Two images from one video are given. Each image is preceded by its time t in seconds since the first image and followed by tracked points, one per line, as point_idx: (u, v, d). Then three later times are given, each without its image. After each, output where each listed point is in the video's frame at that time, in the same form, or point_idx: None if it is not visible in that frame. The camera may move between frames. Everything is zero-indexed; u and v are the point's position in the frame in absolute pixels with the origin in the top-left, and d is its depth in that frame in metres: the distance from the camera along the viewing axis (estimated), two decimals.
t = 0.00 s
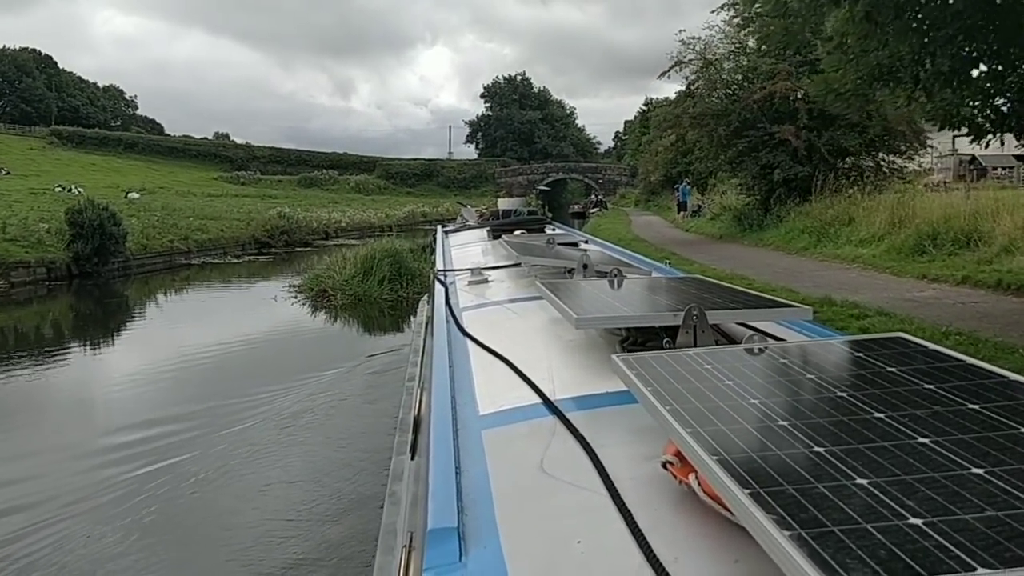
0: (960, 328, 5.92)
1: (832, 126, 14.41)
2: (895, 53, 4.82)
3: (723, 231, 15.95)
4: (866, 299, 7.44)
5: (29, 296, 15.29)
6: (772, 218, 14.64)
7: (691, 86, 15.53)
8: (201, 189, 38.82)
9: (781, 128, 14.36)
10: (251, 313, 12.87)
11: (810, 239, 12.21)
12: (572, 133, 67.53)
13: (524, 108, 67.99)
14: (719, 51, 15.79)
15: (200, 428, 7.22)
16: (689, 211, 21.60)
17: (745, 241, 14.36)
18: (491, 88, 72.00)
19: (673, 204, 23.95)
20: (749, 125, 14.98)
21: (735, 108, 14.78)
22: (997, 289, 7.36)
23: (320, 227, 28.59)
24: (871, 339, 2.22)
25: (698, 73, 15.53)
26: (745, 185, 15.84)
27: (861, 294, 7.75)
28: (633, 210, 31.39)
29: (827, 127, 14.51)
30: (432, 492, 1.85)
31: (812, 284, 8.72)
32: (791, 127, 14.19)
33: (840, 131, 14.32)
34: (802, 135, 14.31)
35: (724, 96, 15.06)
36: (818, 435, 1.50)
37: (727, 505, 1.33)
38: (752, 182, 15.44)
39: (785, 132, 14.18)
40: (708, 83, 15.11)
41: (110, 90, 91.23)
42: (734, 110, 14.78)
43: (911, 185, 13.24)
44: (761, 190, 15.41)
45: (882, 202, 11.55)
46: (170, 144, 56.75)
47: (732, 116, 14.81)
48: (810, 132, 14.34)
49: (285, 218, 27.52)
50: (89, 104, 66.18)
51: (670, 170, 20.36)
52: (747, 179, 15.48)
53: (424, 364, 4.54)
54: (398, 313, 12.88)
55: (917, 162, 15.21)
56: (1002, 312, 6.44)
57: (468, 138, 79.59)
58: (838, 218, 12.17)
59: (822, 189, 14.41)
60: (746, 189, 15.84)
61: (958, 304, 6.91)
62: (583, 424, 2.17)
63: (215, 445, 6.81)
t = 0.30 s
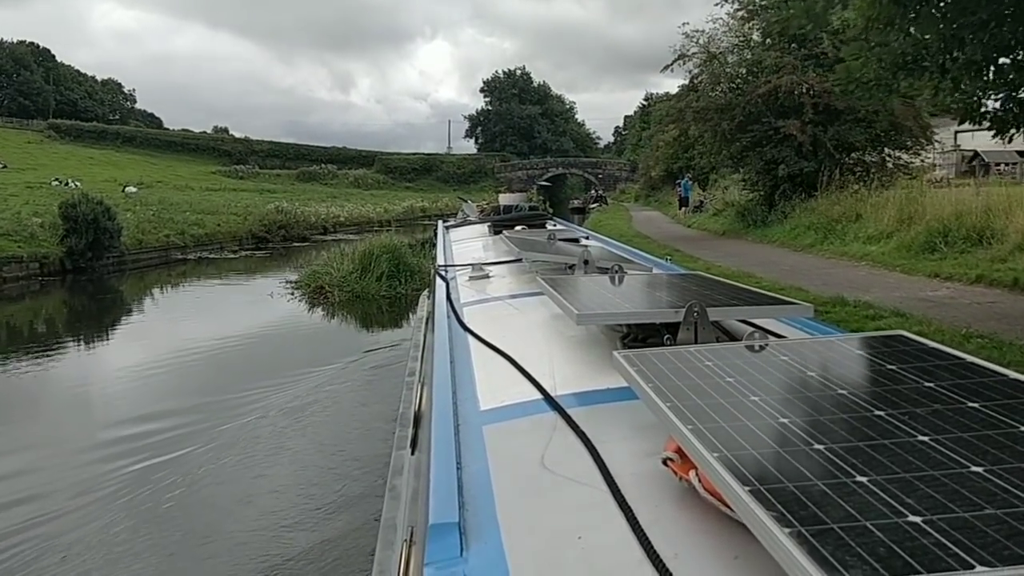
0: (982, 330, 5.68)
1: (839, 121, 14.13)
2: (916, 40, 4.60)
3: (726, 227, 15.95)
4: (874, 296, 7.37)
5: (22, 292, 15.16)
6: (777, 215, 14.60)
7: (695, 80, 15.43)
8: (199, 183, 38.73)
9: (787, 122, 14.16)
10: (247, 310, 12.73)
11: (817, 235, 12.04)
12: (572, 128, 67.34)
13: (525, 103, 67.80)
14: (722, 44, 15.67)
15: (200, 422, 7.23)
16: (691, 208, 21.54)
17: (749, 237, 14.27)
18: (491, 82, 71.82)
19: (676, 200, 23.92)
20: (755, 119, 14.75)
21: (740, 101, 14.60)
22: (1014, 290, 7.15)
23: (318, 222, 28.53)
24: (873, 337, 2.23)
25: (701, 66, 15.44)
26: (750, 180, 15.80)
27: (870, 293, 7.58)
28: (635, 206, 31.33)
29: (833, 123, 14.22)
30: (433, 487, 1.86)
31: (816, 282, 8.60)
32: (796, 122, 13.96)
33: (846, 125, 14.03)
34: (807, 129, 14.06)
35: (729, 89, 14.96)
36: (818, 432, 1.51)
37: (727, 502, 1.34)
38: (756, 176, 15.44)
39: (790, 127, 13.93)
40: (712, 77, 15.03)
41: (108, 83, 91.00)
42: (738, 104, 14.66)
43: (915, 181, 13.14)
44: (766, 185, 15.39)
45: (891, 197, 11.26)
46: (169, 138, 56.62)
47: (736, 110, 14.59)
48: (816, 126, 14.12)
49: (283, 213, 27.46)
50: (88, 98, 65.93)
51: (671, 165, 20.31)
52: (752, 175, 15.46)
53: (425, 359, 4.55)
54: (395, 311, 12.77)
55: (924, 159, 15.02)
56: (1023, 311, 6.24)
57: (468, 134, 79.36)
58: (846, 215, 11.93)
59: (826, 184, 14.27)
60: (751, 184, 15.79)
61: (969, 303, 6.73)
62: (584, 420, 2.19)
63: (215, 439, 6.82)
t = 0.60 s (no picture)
0: (1003, 334, 5.60)
1: (843, 117, 14.09)
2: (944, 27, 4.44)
3: (727, 224, 16.17)
4: (886, 298, 7.25)
5: (12, 289, 15.03)
6: (779, 212, 14.56)
7: (696, 76, 15.38)
8: (194, 179, 38.62)
9: (790, 118, 14.18)
10: (240, 308, 12.60)
11: (821, 234, 12.01)
12: (570, 124, 67.35)
13: (523, 99, 67.79)
14: (724, 39, 15.50)
15: (198, 419, 7.21)
16: (691, 205, 21.52)
17: (752, 236, 14.26)
18: (488, 78, 71.78)
19: (675, 197, 23.94)
20: (757, 116, 14.79)
21: (743, 97, 14.63)
22: None
23: (315, 219, 28.48)
24: (875, 334, 2.23)
25: (703, 62, 15.40)
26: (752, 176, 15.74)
27: (880, 295, 7.43)
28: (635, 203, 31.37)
29: (837, 119, 14.18)
30: (435, 482, 1.87)
31: (822, 283, 8.50)
32: (800, 118, 13.97)
33: (851, 121, 13.98)
34: (811, 126, 14.04)
35: (731, 85, 14.94)
36: (819, 429, 1.53)
37: (730, 498, 1.36)
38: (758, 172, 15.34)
39: (794, 124, 13.94)
40: (714, 72, 14.98)
41: (105, 78, 90.99)
42: (740, 101, 14.66)
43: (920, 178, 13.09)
44: (767, 183, 15.26)
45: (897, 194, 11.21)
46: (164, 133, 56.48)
47: (739, 106, 14.67)
48: (819, 123, 14.10)
49: (279, 209, 27.37)
50: (84, 93, 65.62)
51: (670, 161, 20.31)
52: (755, 171, 15.34)
53: (424, 355, 4.55)
54: (391, 309, 12.61)
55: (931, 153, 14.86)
56: None
57: (467, 130, 79.11)
58: (850, 212, 11.89)
59: (831, 181, 14.13)
60: (754, 181, 15.70)
61: (983, 305, 6.65)
62: (585, 416, 2.20)
63: (214, 436, 6.81)
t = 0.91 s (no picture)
0: None
1: (851, 117, 13.99)
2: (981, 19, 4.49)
3: (732, 226, 15.99)
4: (901, 302, 7.13)
5: (7, 289, 14.96)
6: (788, 212, 14.47)
7: (701, 74, 15.26)
8: (195, 178, 38.60)
9: (798, 118, 14.06)
10: (238, 308, 12.49)
11: (831, 235, 11.88)
12: (571, 124, 67.44)
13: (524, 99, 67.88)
14: (730, 37, 15.57)
15: (199, 418, 7.20)
16: (694, 205, 21.50)
17: (759, 237, 14.21)
18: (490, 77, 71.88)
19: (678, 197, 24.00)
20: (764, 115, 14.71)
21: (749, 96, 14.52)
22: None
23: (315, 218, 28.48)
24: (881, 335, 2.24)
25: (709, 60, 15.31)
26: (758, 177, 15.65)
27: (898, 299, 7.28)
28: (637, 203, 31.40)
29: (845, 118, 14.08)
30: (441, 481, 1.88)
31: (831, 285, 8.38)
32: (808, 118, 13.87)
33: (859, 121, 13.87)
34: (818, 125, 13.93)
35: (738, 83, 14.82)
36: (826, 431, 1.54)
37: (737, 500, 1.37)
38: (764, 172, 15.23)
39: (801, 123, 13.85)
40: (720, 71, 14.88)
41: (104, 76, 90.91)
42: (746, 99, 14.55)
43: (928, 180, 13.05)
44: (775, 183, 15.14)
45: (908, 195, 11.10)
46: (164, 131, 56.43)
47: (745, 105, 14.58)
48: (828, 123, 13.97)
49: (279, 208, 27.29)
50: (84, 90, 65.58)
51: (672, 161, 20.26)
52: (761, 171, 15.24)
53: (428, 355, 4.56)
54: (391, 311, 12.39)
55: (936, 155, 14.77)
56: None
57: (467, 129, 78.95)
58: (860, 214, 11.80)
59: (838, 181, 14.04)
60: (760, 182, 15.60)
61: (1004, 310, 6.51)
62: (590, 417, 2.21)
63: (214, 435, 6.81)
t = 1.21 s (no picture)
0: None
1: (865, 119, 13.67)
2: None
3: (744, 228, 15.70)
4: (924, 310, 6.83)
5: (8, 292, 14.94)
6: (800, 216, 14.18)
7: (712, 75, 14.89)
8: (201, 179, 38.71)
9: (812, 120, 13.67)
10: (241, 312, 12.41)
11: (846, 239, 11.52)
12: (578, 126, 67.43)
13: (530, 101, 67.94)
14: (742, 38, 15.15)
15: (204, 419, 7.21)
16: (704, 208, 21.40)
17: (771, 240, 13.93)
18: (497, 79, 71.96)
19: (688, 200, 23.99)
20: (777, 117, 14.40)
21: (762, 98, 14.21)
22: None
23: (321, 220, 28.52)
24: (893, 339, 2.24)
25: (719, 61, 14.92)
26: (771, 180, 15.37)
27: (922, 307, 6.96)
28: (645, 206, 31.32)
29: (859, 121, 13.82)
30: (453, 483, 1.89)
31: (848, 291, 8.07)
32: (821, 120, 13.51)
33: (873, 124, 13.52)
34: (832, 128, 13.60)
35: (750, 84, 14.55)
36: (837, 433, 1.55)
37: (749, 502, 1.37)
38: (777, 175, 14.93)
39: (815, 125, 13.47)
40: (731, 72, 14.52)
41: (111, 78, 91.39)
42: (759, 101, 14.21)
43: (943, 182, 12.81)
44: (787, 185, 14.82)
45: (924, 200, 10.87)
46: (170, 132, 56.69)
47: (758, 107, 14.26)
48: (841, 125, 13.70)
49: (284, 210, 27.25)
50: (93, 92, 65.90)
51: (681, 164, 20.18)
52: (773, 175, 14.99)
53: (437, 357, 4.56)
54: (397, 315, 12.17)
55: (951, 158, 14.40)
56: None
57: (474, 131, 78.85)
58: (877, 218, 11.51)
59: (853, 185, 13.81)
60: (773, 185, 15.32)
61: None
62: (600, 419, 2.22)
63: (219, 436, 6.81)
